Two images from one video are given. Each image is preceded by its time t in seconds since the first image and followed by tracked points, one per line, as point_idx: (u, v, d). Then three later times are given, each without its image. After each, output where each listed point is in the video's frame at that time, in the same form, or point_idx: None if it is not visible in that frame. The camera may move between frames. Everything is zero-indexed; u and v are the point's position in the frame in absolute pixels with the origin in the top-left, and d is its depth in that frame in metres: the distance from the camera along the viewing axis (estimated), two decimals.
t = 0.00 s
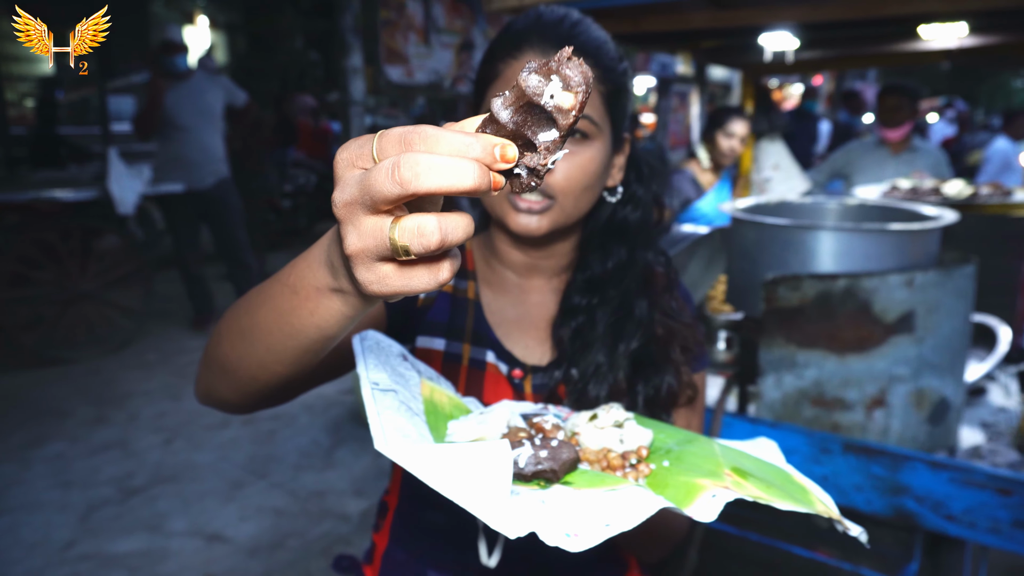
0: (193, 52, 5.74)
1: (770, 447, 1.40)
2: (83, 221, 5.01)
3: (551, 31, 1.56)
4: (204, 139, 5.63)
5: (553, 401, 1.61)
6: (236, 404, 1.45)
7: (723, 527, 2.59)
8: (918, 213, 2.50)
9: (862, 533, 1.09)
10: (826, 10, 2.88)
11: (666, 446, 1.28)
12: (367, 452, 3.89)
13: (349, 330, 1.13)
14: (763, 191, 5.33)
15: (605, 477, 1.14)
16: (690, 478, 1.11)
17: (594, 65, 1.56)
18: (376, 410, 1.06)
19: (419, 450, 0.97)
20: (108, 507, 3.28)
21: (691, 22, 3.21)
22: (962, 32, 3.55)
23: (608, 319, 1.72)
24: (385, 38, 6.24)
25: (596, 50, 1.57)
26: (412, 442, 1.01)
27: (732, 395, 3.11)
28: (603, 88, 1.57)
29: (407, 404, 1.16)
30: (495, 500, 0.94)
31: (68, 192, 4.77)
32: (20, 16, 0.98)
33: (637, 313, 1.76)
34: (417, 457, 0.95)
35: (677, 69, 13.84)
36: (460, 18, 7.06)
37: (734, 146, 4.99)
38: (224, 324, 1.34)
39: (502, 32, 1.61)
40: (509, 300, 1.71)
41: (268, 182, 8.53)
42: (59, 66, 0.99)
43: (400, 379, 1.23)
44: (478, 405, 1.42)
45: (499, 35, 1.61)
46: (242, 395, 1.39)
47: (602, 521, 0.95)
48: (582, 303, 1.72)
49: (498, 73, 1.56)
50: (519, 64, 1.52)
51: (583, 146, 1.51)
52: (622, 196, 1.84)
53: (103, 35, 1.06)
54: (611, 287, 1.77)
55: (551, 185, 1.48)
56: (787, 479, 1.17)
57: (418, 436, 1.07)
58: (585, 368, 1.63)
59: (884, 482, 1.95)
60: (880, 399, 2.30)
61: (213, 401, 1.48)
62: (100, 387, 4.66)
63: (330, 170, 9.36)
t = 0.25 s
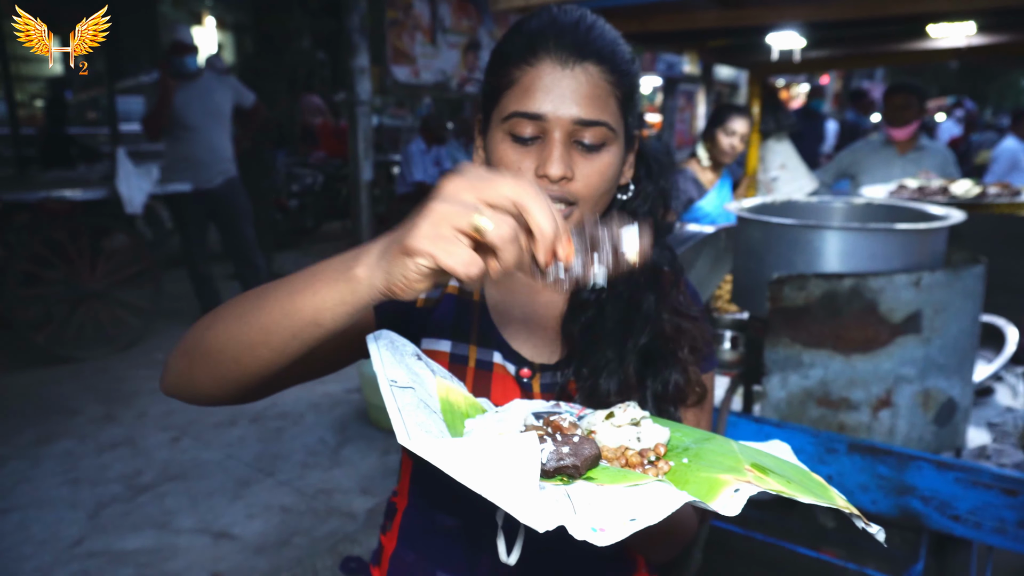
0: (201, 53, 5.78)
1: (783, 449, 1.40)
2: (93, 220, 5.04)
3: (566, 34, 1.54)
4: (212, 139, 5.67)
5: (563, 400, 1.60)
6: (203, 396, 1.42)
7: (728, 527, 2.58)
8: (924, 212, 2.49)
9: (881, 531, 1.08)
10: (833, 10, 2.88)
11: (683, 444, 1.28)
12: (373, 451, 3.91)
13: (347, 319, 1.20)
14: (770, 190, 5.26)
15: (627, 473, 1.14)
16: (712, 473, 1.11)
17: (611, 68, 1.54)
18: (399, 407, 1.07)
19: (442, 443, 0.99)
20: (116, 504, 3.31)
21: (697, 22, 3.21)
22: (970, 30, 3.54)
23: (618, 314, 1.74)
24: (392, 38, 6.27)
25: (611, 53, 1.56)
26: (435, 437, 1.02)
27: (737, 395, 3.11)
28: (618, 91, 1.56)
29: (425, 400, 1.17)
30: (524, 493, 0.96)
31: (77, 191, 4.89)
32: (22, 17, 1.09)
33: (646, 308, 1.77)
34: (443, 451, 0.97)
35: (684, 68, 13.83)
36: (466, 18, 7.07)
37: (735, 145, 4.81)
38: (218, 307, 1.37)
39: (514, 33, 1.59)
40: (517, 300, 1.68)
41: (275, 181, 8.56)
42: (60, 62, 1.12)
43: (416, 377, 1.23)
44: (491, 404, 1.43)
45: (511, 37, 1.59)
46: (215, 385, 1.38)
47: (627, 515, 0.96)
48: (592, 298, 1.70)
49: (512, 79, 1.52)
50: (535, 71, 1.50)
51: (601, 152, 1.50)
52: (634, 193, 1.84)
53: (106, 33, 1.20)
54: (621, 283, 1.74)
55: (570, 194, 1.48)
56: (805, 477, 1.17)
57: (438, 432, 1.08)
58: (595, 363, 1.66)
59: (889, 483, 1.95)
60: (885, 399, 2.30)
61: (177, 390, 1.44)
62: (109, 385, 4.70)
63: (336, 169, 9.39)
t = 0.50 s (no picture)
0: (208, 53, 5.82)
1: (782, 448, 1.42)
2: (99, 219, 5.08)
3: (574, 33, 1.53)
4: (218, 139, 5.70)
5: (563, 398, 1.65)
6: (193, 393, 1.40)
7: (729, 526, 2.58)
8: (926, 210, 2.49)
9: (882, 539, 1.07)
10: (835, 9, 2.89)
11: (685, 447, 1.29)
12: (377, 449, 3.92)
13: (365, 361, 1.22)
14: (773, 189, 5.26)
15: (629, 477, 1.14)
16: (713, 478, 1.12)
17: (617, 68, 1.54)
18: (401, 407, 1.08)
19: (443, 443, 1.00)
20: (122, 502, 3.33)
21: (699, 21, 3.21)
22: (973, 29, 3.54)
23: (619, 313, 1.71)
24: (396, 37, 6.29)
25: (617, 53, 1.56)
26: (436, 436, 1.04)
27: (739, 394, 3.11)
28: (623, 92, 1.56)
29: (428, 401, 1.18)
30: (527, 493, 0.96)
31: (83, 191, 4.96)
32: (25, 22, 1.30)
33: (647, 309, 1.73)
34: (442, 449, 0.98)
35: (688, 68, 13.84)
36: (470, 17, 7.09)
37: (733, 146, 4.79)
38: (235, 309, 1.37)
39: (520, 30, 1.58)
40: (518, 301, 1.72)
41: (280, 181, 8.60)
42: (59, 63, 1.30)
43: (421, 378, 1.25)
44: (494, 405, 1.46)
45: (517, 34, 1.58)
46: (212, 388, 1.37)
47: (628, 518, 0.97)
48: (592, 298, 1.72)
49: (517, 77, 1.53)
50: (542, 69, 1.50)
51: (605, 153, 1.51)
52: (637, 194, 1.84)
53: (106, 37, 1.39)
54: (622, 283, 1.73)
55: (574, 194, 1.50)
56: (806, 482, 1.16)
57: (440, 432, 1.08)
58: (596, 363, 1.67)
59: (892, 481, 1.94)
60: (887, 398, 2.28)
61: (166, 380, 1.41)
62: (115, 383, 4.73)
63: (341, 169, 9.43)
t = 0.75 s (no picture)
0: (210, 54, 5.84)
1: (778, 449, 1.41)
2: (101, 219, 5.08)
3: (574, 32, 1.53)
4: (220, 138, 5.71)
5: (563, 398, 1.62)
6: (194, 385, 1.41)
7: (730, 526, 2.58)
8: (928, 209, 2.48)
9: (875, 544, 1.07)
10: (836, 8, 2.89)
11: (682, 448, 1.28)
12: (378, 448, 3.93)
13: (354, 344, 1.21)
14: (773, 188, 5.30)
15: (627, 479, 1.13)
16: (709, 478, 1.11)
17: (617, 67, 1.53)
18: (401, 406, 1.08)
19: (439, 445, 0.99)
20: (124, 501, 3.34)
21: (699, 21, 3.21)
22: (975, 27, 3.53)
23: (620, 313, 1.70)
24: (399, 37, 6.30)
25: (618, 52, 1.55)
26: (435, 436, 1.03)
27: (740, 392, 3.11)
28: (624, 91, 1.56)
29: (428, 400, 1.18)
30: (524, 497, 0.95)
31: (85, 190, 4.89)
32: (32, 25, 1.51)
33: (647, 309, 1.73)
34: (440, 452, 0.97)
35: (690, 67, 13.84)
36: (472, 17, 7.10)
37: (732, 150, 4.79)
38: (231, 300, 1.38)
39: (521, 29, 1.58)
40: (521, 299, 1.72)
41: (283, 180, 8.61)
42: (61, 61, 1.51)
43: (422, 377, 1.24)
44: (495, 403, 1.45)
45: (517, 33, 1.58)
46: (211, 379, 1.37)
47: (624, 521, 0.97)
48: (593, 298, 1.71)
49: (518, 76, 1.53)
50: (542, 68, 1.50)
51: (605, 153, 1.51)
52: (639, 194, 1.84)
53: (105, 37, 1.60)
54: (623, 283, 1.73)
55: (574, 193, 1.50)
56: (802, 486, 1.14)
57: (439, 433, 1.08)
58: (596, 363, 1.64)
59: (893, 480, 1.94)
60: (888, 398, 2.27)
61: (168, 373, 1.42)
62: (117, 382, 4.74)
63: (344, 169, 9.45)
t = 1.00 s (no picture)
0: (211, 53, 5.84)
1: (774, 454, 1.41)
2: (102, 219, 5.09)
3: (577, 29, 1.51)
4: (221, 138, 5.71)
5: (562, 397, 1.60)
6: (184, 382, 1.41)
7: (730, 525, 2.57)
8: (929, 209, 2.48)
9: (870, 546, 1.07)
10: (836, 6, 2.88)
11: (679, 450, 1.28)
12: (379, 448, 3.93)
13: (328, 339, 1.21)
14: (775, 187, 5.31)
15: (624, 484, 1.11)
16: (706, 482, 1.12)
17: (619, 65, 1.53)
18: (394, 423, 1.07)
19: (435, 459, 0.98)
20: (124, 501, 3.34)
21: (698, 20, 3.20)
22: (977, 25, 3.51)
23: (617, 312, 1.70)
24: (399, 37, 6.30)
25: (621, 51, 1.54)
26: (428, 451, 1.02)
27: (740, 392, 3.11)
28: (626, 89, 1.55)
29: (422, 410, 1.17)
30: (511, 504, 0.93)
31: (86, 191, 4.90)
32: (26, 21, 1.58)
33: (644, 307, 1.74)
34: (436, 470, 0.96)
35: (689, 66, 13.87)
36: (473, 16, 7.09)
37: (733, 153, 4.78)
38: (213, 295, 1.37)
39: (524, 25, 1.57)
40: (518, 297, 1.70)
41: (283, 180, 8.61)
42: (54, 55, 1.59)
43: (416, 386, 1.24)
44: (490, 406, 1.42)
45: (520, 29, 1.57)
46: (198, 375, 1.37)
47: (621, 524, 0.95)
48: (591, 296, 1.70)
49: (520, 72, 1.52)
50: (544, 65, 1.49)
51: (605, 151, 1.51)
52: (638, 193, 1.86)
53: (101, 32, 1.67)
54: (620, 281, 1.74)
55: (573, 190, 1.50)
56: (798, 488, 1.15)
57: (432, 443, 1.07)
58: (593, 362, 1.63)
59: (893, 481, 1.93)
60: (888, 399, 2.26)
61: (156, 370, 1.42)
62: (118, 382, 4.74)
63: (344, 168, 9.45)
